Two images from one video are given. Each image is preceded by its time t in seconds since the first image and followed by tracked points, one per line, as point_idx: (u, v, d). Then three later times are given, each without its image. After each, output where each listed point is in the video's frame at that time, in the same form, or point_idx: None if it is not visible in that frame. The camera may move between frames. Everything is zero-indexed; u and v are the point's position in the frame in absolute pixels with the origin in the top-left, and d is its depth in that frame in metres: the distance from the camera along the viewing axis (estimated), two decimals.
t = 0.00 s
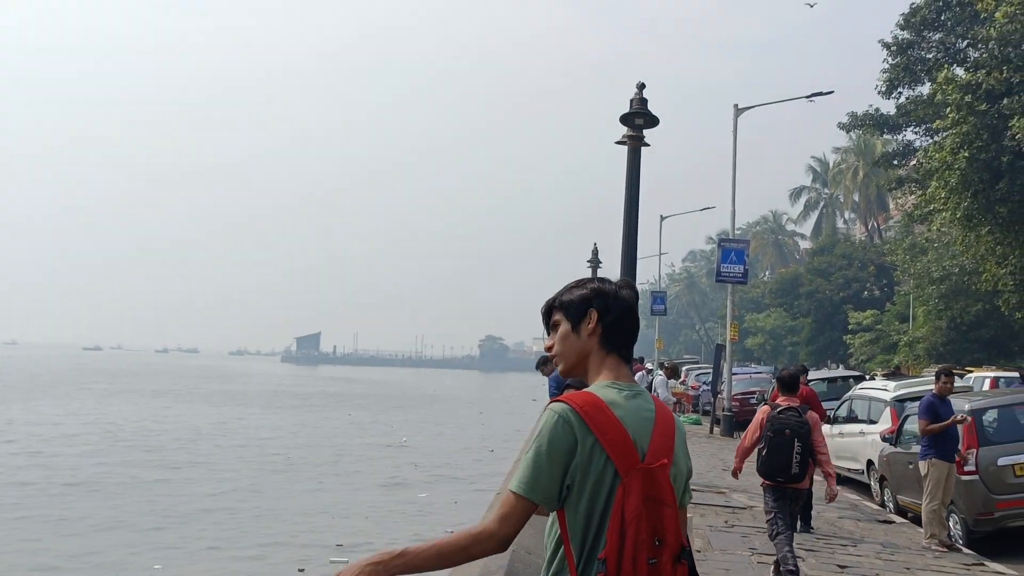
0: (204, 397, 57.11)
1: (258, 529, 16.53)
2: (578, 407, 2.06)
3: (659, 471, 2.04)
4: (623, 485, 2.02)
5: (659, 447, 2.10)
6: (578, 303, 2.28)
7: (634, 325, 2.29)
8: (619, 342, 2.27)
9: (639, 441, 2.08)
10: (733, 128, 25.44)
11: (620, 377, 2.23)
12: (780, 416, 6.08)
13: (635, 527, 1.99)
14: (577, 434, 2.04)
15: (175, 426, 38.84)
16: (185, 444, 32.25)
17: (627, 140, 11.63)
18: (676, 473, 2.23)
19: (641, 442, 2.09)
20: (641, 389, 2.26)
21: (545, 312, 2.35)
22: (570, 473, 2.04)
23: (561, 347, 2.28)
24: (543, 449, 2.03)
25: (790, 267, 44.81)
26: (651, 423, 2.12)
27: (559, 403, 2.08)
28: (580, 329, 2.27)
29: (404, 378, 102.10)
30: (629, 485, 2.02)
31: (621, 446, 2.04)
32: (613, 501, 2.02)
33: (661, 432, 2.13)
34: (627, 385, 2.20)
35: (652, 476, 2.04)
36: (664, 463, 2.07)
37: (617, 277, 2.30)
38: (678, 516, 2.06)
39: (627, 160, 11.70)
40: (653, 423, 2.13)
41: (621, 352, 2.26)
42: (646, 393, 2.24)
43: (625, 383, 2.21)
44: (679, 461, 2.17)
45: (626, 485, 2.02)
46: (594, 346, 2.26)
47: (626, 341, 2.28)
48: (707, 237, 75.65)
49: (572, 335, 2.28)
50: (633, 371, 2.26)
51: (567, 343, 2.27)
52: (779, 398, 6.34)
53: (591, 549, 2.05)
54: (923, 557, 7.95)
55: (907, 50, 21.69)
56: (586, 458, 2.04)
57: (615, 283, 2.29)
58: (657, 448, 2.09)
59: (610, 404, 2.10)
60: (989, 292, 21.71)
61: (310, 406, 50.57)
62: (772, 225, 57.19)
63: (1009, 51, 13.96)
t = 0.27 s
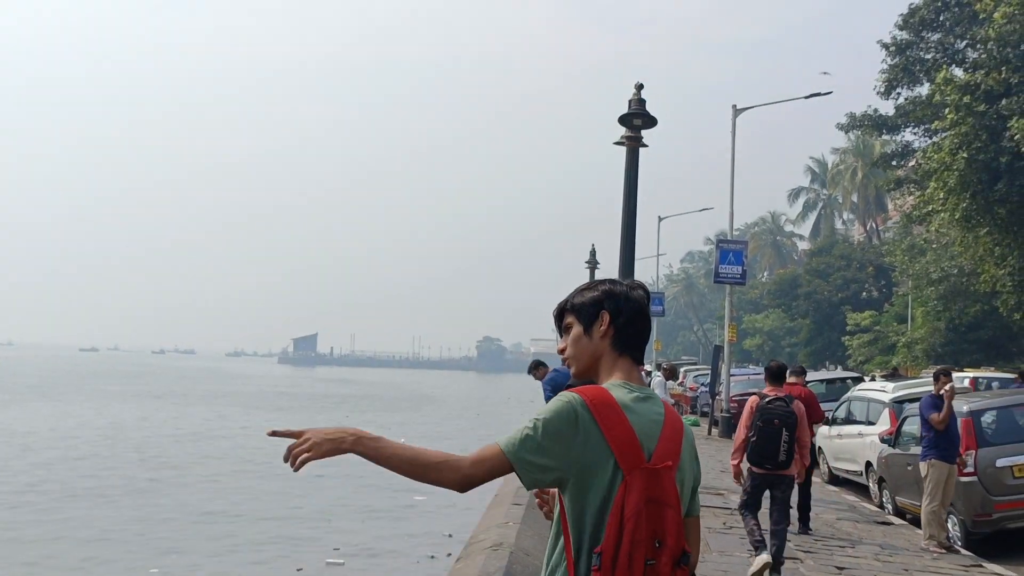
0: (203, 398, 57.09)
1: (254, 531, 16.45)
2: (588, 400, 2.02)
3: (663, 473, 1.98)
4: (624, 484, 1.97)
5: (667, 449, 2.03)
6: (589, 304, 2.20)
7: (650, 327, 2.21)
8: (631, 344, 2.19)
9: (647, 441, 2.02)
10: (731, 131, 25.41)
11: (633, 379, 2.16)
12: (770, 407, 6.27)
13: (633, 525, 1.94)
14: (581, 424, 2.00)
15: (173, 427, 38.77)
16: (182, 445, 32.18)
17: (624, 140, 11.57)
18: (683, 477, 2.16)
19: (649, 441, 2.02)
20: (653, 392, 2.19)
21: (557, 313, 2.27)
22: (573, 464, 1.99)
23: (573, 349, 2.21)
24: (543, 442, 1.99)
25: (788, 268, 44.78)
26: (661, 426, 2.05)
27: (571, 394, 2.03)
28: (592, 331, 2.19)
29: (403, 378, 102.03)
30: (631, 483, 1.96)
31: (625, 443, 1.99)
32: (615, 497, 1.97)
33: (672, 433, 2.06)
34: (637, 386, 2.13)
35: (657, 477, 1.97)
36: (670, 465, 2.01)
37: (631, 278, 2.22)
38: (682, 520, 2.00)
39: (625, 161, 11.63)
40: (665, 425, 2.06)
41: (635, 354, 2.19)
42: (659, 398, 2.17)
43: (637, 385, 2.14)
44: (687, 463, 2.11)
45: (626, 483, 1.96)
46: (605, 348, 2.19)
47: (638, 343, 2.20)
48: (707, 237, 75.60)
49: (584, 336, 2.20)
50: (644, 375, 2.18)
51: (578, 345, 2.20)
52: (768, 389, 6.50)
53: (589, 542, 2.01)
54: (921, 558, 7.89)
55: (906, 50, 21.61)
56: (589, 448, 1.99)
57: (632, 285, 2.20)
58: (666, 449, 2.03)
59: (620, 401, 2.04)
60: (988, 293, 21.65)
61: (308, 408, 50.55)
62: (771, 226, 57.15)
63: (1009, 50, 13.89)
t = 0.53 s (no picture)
0: (204, 397, 57.20)
1: (254, 531, 16.46)
2: (592, 392, 2.06)
3: (661, 468, 2.01)
4: (619, 476, 2.00)
5: (666, 447, 2.06)
6: (595, 304, 2.24)
7: (654, 328, 2.25)
8: (636, 344, 2.23)
9: (646, 437, 2.05)
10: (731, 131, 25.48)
11: (637, 377, 2.19)
12: (758, 411, 6.43)
13: (627, 515, 1.97)
14: (582, 412, 2.04)
15: (173, 427, 38.79)
16: (182, 445, 32.19)
17: (624, 140, 11.61)
18: (683, 477, 2.18)
19: (648, 437, 2.06)
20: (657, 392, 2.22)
21: (565, 313, 2.32)
22: (570, 453, 2.03)
23: (581, 349, 2.25)
24: (543, 429, 2.03)
25: (788, 268, 44.84)
26: (661, 423, 2.08)
27: (574, 385, 2.08)
28: (598, 331, 2.23)
29: (403, 378, 102.06)
30: (626, 477, 1.99)
31: (624, 436, 2.03)
32: (610, 489, 2.00)
33: (673, 432, 2.09)
34: (641, 384, 2.16)
35: (655, 472, 2.00)
36: (668, 461, 2.03)
37: (639, 279, 2.27)
38: (678, 516, 2.02)
39: (624, 161, 11.67)
40: (666, 424, 2.09)
41: (640, 354, 2.23)
42: (662, 397, 2.20)
43: (640, 383, 2.18)
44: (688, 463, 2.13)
45: (621, 476, 2.00)
46: (609, 348, 2.23)
47: (641, 344, 2.24)
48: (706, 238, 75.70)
49: (590, 337, 2.24)
50: (648, 374, 2.22)
51: (585, 344, 2.24)
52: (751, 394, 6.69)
53: (583, 533, 2.04)
54: (920, 558, 7.93)
55: (906, 50, 21.65)
56: (588, 438, 2.03)
57: (639, 285, 2.24)
58: (665, 446, 2.05)
59: (622, 395, 2.08)
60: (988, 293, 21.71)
61: (309, 407, 50.66)
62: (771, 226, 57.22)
63: (1008, 51, 13.93)
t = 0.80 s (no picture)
0: (204, 398, 57.21)
1: (255, 531, 16.45)
2: (591, 395, 2.06)
3: (658, 472, 2.00)
4: (615, 479, 1.99)
5: (664, 450, 2.05)
6: (599, 306, 2.23)
7: (658, 330, 2.23)
8: (638, 347, 2.22)
9: (643, 441, 2.04)
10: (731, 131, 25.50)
11: (639, 379, 2.18)
12: (742, 399, 7.26)
13: (621, 518, 1.95)
14: (580, 415, 2.03)
15: (174, 427, 38.82)
16: (183, 445, 32.21)
17: (625, 140, 11.61)
18: (684, 481, 2.16)
19: (646, 441, 2.05)
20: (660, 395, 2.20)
21: (570, 317, 2.32)
22: (567, 455, 2.03)
23: (585, 352, 2.25)
24: (537, 428, 2.03)
25: (789, 269, 44.85)
26: (661, 427, 2.07)
27: (574, 386, 2.07)
28: (600, 333, 2.23)
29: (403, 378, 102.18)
30: (621, 480, 1.98)
31: (621, 440, 2.02)
32: (605, 492, 1.99)
33: (673, 436, 2.07)
34: (643, 386, 2.15)
35: (651, 476, 1.99)
36: (664, 465, 2.02)
37: (644, 279, 2.25)
38: (674, 522, 2.01)
39: (625, 161, 11.67)
40: (666, 427, 2.08)
41: (644, 355, 2.21)
42: (665, 399, 2.18)
43: (643, 385, 2.17)
44: (686, 466, 2.12)
45: (617, 480, 1.99)
46: (613, 351, 2.22)
47: (645, 346, 2.23)
48: (707, 238, 75.75)
49: (594, 340, 2.23)
50: (651, 377, 2.21)
51: (588, 348, 2.24)
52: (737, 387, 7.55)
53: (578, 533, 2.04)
54: (920, 558, 7.93)
55: (907, 51, 21.66)
56: (585, 440, 2.02)
57: (645, 287, 2.22)
58: (663, 450, 2.04)
59: (621, 396, 2.07)
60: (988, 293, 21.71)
61: (309, 408, 50.66)
62: (771, 226, 57.24)
63: (1008, 51, 13.93)
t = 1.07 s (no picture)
0: (207, 397, 57.32)
1: (258, 530, 16.48)
2: (594, 402, 2.08)
3: (667, 474, 2.03)
4: (626, 485, 2.02)
5: (670, 451, 2.07)
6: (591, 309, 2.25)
7: (651, 324, 2.24)
8: (633, 344, 2.23)
9: (650, 443, 2.07)
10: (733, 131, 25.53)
11: (637, 378, 2.20)
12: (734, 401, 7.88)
13: (636, 522, 1.99)
14: (586, 423, 2.06)
15: (177, 426, 38.88)
16: (186, 444, 32.26)
17: (627, 140, 11.63)
18: (691, 475, 2.19)
19: (652, 442, 2.07)
20: (662, 391, 2.22)
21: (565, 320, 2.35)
22: (579, 464, 2.05)
23: (584, 356, 2.29)
24: (547, 440, 2.05)
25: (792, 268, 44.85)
26: (666, 427, 2.10)
27: (577, 395, 2.09)
28: (594, 336, 2.25)
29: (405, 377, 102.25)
30: (633, 486, 2.01)
31: (630, 445, 2.04)
32: (618, 499, 2.02)
33: (677, 435, 2.10)
34: (642, 386, 2.17)
35: (661, 478, 2.02)
36: (674, 465, 2.05)
37: (632, 275, 2.26)
38: (685, 520, 2.05)
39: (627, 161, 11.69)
40: (670, 427, 2.10)
41: (640, 351, 2.23)
42: (665, 395, 2.21)
43: (642, 384, 2.19)
44: (693, 463, 2.15)
45: (629, 486, 2.02)
46: (607, 352, 2.25)
47: (640, 343, 2.24)
48: (709, 237, 75.79)
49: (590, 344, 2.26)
50: (650, 373, 2.23)
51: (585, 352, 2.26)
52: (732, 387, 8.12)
53: (593, 542, 2.07)
54: (923, 557, 7.94)
55: (909, 50, 21.67)
56: (596, 448, 2.04)
57: (632, 284, 2.23)
58: (669, 452, 2.07)
59: (624, 401, 2.09)
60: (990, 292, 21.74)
61: (311, 406, 50.76)
62: (774, 225, 57.25)
63: (1011, 50, 13.95)
